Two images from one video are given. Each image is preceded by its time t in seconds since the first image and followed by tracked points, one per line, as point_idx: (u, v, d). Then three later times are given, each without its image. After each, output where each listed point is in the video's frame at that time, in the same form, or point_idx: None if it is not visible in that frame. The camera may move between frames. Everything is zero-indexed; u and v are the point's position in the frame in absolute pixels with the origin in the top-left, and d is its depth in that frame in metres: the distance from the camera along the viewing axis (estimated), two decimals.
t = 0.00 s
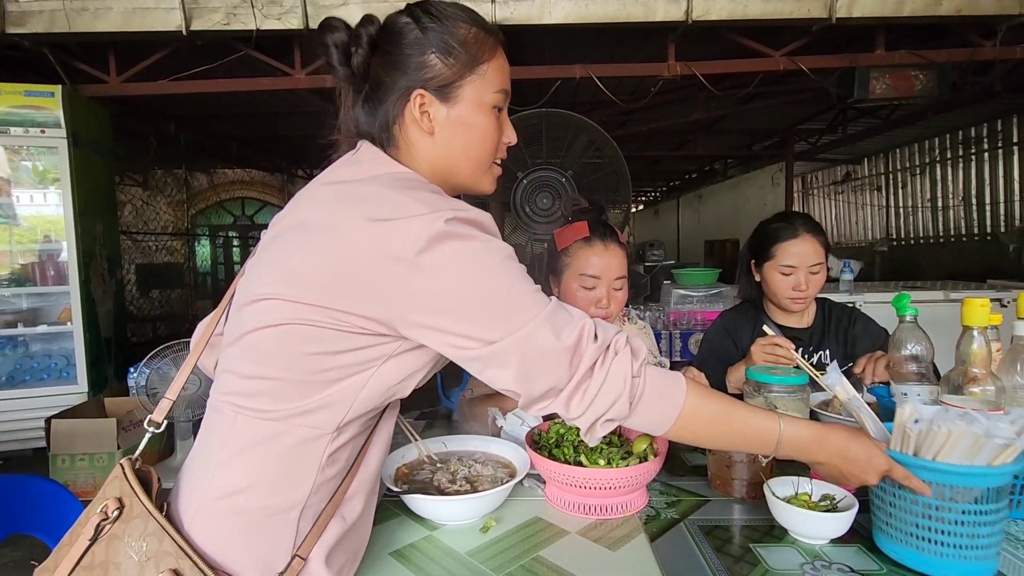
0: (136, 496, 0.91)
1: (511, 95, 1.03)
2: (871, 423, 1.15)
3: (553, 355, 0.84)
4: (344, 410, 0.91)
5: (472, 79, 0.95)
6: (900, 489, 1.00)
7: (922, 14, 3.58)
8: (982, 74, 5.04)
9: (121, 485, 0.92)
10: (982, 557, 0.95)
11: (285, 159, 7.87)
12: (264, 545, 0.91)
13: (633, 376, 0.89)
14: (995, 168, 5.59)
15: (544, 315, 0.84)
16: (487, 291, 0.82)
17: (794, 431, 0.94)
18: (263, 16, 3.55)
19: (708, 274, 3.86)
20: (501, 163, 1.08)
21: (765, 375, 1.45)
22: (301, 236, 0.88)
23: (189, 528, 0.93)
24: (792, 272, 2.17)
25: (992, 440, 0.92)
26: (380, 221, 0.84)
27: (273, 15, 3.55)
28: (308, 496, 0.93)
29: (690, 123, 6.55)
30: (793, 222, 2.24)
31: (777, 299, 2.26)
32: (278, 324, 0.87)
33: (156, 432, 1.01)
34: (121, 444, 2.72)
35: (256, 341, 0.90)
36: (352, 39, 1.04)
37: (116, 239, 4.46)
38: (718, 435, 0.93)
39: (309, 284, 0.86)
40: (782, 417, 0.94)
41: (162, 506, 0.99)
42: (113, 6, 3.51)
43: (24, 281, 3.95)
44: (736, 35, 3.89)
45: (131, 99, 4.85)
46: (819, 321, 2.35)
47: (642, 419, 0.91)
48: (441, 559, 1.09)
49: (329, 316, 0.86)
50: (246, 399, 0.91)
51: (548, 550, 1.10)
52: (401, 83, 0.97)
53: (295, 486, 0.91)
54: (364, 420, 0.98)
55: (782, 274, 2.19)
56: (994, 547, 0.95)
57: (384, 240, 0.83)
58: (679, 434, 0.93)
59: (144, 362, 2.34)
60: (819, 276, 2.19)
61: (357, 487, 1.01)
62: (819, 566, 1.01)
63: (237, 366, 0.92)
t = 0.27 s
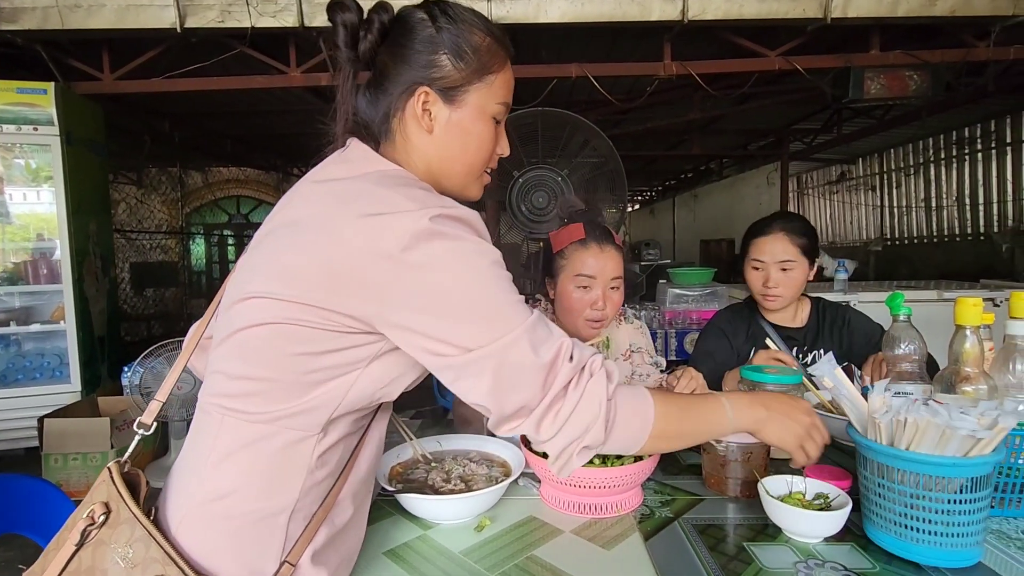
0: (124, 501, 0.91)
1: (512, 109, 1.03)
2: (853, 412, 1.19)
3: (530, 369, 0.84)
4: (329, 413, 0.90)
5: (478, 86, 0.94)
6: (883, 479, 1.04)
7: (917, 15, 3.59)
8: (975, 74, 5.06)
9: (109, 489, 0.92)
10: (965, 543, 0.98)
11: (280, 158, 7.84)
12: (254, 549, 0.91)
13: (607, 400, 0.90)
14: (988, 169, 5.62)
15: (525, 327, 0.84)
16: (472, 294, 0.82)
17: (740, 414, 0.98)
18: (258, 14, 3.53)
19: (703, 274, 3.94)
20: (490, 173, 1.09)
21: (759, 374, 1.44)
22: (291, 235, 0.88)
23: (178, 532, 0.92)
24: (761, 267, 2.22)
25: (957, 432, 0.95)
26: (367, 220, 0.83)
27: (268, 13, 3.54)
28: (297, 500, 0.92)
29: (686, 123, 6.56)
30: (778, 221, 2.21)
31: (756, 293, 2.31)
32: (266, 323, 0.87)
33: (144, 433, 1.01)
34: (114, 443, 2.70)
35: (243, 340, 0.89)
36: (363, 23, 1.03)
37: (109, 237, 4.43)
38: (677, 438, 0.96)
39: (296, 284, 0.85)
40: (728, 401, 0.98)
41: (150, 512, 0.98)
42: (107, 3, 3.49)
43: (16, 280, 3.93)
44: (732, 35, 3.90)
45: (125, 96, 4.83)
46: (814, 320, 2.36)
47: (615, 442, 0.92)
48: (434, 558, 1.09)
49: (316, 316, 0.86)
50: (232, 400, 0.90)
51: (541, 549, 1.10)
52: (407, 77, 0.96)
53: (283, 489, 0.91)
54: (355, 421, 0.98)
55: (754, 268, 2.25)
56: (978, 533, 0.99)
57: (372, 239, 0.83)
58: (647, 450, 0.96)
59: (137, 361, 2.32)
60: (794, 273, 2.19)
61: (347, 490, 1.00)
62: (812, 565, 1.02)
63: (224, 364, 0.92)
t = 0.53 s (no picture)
0: (114, 504, 0.90)
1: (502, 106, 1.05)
2: (849, 411, 1.19)
3: (525, 366, 0.87)
4: (321, 413, 0.90)
5: (471, 84, 0.95)
6: (878, 479, 1.04)
7: (911, 16, 3.61)
8: (969, 76, 5.09)
9: (98, 491, 0.91)
10: (960, 543, 0.99)
11: (276, 158, 7.82)
12: (245, 551, 0.90)
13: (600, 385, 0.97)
14: (983, 169, 5.64)
15: (518, 325, 0.87)
16: (464, 293, 0.82)
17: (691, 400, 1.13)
18: (254, 14, 3.53)
19: (700, 274, 3.92)
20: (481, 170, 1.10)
21: (755, 374, 1.44)
22: (280, 235, 0.87)
23: (167, 536, 0.92)
24: (752, 266, 2.24)
25: (951, 431, 0.95)
26: (358, 219, 0.83)
27: (263, 13, 3.53)
28: (289, 501, 0.92)
29: (682, 124, 6.57)
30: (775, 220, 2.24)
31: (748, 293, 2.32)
32: (256, 323, 0.86)
33: (135, 437, 1.02)
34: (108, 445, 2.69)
35: (233, 340, 0.89)
36: (352, 18, 1.02)
37: (104, 238, 4.41)
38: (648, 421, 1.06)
39: (286, 283, 0.85)
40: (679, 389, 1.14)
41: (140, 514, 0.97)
42: (101, 3, 3.47)
43: (10, 280, 3.91)
44: (727, 36, 3.90)
45: (120, 96, 4.81)
46: (809, 320, 2.36)
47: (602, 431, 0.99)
48: (429, 560, 1.08)
49: (307, 316, 0.85)
50: (222, 401, 0.90)
51: (537, 550, 1.09)
52: (400, 73, 0.96)
53: (274, 491, 0.90)
54: (348, 421, 0.98)
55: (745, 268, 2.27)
56: (972, 533, 0.99)
57: (362, 239, 0.82)
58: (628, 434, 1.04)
59: (132, 362, 2.31)
60: (786, 272, 2.19)
61: (340, 492, 1.00)
62: (808, 565, 1.02)
63: (214, 365, 0.91)
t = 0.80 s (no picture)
0: (102, 506, 0.89)
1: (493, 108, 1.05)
2: (844, 411, 1.18)
3: (525, 355, 0.89)
4: (323, 410, 0.91)
5: (462, 87, 0.95)
6: (873, 478, 1.04)
7: (906, 17, 3.62)
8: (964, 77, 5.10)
9: (85, 495, 0.90)
10: (957, 541, 0.98)
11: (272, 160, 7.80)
12: (240, 552, 0.89)
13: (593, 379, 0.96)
14: (978, 170, 5.66)
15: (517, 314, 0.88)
16: (467, 289, 0.83)
17: (689, 405, 1.09)
18: (250, 15, 3.52)
19: (697, 275, 3.89)
20: (470, 170, 1.10)
21: (750, 374, 1.44)
22: (276, 234, 0.86)
23: (158, 538, 0.90)
24: (759, 269, 2.21)
25: (945, 429, 0.94)
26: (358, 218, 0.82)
27: (258, 14, 3.53)
28: (286, 499, 0.91)
29: (678, 125, 6.58)
30: (766, 221, 2.25)
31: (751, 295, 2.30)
32: (254, 324, 0.86)
33: (119, 438, 1.01)
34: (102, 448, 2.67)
35: (230, 341, 0.88)
36: (344, 17, 1.01)
37: (98, 240, 4.39)
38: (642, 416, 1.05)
39: (285, 282, 0.84)
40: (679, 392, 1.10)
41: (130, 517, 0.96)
42: (95, 4, 3.46)
43: (4, 283, 3.89)
44: (722, 37, 3.91)
45: (115, 98, 4.79)
46: (804, 320, 2.36)
47: (593, 417, 0.99)
48: (423, 561, 1.07)
49: (306, 315, 0.85)
50: (218, 402, 0.89)
51: (531, 551, 1.09)
52: (392, 73, 0.95)
53: (270, 490, 0.90)
54: (343, 421, 0.97)
55: (751, 272, 2.24)
56: (968, 531, 0.98)
57: (362, 237, 0.82)
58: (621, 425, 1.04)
59: (126, 365, 2.30)
60: (790, 273, 2.19)
61: (337, 489, 0.99)
62: (803, 565, 1.01)
63: (209, 367, 0.90)
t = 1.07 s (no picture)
0: (82, 511, 0.89)
1: (468, 108, 1.05)
2: (836, 411, 1.18)
3: (484, 358, 0.84)
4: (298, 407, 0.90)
5: (437, 82, 0.95)
6: (864, 478, 1.03)
7: (900, 19, 3.63)
8: (959, 78, 5.12)
9: (66, 501, 0.89)
10: (947, 541, 0.98)
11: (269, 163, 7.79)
12: (221, 553, 0.88)
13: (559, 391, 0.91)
14: (973, 172, 5.67)
15: (481, 313, 0.84)
16: (427, 280, 0.81)
17: (677, 411, 1.05)
18: (245, 18, 3.52)
19: (692, 276, 3.97)
20: (445, 169, 1.10)
21: (742, 374, 1.45)
22: (245, 232, 0.86)
23: (139, 543, 0.90)
24: (768, 273, 2.19)
25: (936, 428, 0.94)
26: (320, 211, 0.82)
27: (254, 17, 3.53)
28: (267, 498, 0.91)
29: (675, 127, 6.59)
30: (766, 223, 2.25)
31: (755, 298, 2.27)
32: (224, 322, 0.85)
33: (100, 444, 1.00)
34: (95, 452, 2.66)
35: (201, 339, 0.88)
36: (323, 10, 1.01)
37: (93, 243, 4.37)
38: (620, 427, 1.00)
39: (254, 279, 0.84)
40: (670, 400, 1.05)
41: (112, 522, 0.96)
42: (90, 7, 3.45)
43: None
44: (717, 39, 3.91)
45: (110, 101, 4.78)
46: (798, 321, 2.36)
47: (564, 428, 0.95)
48: (413, 564, 1.06)
49: (273, 310, 0.84)
50: (192, 403, 0.89)
51: (522, 553, 1.08)
52: (367, 66, 0.95)
53: (248, 491, 0.89)
54: (324, 417, 0.97)
55: (758, 275, 2.21)
56: (959, 531, 0.98)
57: (326, 230, 0.81)
58: (593, 438, 0.99)
59: (120, 368, 2.29)
60: (795, 275, 2.20)
61: (320, 488, 0.99)
62: (794, 565, 1.01)
63: (185, 367, 0.90)
